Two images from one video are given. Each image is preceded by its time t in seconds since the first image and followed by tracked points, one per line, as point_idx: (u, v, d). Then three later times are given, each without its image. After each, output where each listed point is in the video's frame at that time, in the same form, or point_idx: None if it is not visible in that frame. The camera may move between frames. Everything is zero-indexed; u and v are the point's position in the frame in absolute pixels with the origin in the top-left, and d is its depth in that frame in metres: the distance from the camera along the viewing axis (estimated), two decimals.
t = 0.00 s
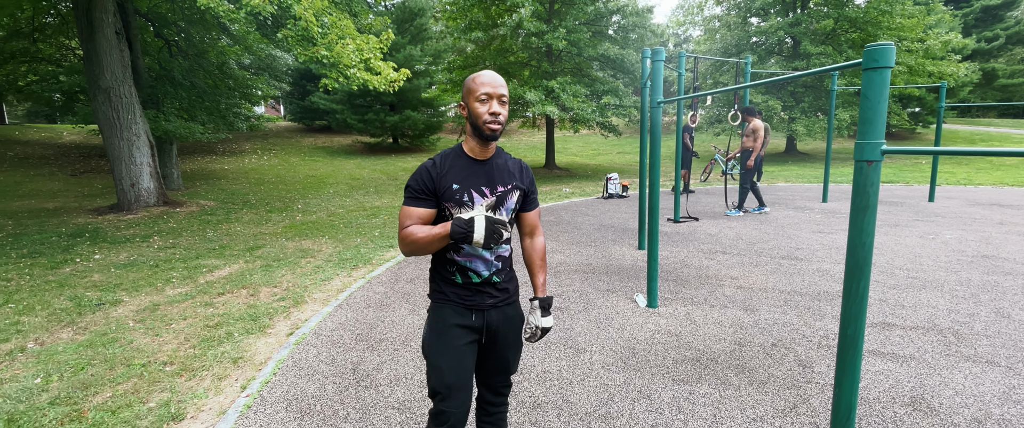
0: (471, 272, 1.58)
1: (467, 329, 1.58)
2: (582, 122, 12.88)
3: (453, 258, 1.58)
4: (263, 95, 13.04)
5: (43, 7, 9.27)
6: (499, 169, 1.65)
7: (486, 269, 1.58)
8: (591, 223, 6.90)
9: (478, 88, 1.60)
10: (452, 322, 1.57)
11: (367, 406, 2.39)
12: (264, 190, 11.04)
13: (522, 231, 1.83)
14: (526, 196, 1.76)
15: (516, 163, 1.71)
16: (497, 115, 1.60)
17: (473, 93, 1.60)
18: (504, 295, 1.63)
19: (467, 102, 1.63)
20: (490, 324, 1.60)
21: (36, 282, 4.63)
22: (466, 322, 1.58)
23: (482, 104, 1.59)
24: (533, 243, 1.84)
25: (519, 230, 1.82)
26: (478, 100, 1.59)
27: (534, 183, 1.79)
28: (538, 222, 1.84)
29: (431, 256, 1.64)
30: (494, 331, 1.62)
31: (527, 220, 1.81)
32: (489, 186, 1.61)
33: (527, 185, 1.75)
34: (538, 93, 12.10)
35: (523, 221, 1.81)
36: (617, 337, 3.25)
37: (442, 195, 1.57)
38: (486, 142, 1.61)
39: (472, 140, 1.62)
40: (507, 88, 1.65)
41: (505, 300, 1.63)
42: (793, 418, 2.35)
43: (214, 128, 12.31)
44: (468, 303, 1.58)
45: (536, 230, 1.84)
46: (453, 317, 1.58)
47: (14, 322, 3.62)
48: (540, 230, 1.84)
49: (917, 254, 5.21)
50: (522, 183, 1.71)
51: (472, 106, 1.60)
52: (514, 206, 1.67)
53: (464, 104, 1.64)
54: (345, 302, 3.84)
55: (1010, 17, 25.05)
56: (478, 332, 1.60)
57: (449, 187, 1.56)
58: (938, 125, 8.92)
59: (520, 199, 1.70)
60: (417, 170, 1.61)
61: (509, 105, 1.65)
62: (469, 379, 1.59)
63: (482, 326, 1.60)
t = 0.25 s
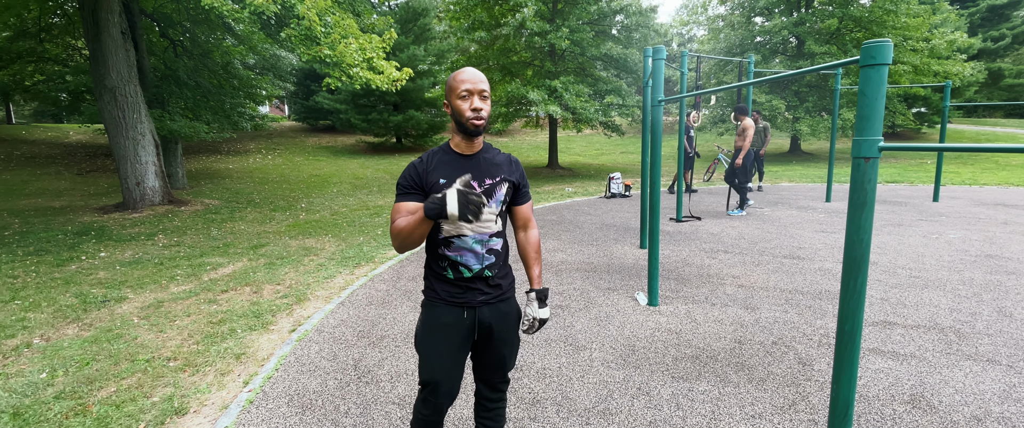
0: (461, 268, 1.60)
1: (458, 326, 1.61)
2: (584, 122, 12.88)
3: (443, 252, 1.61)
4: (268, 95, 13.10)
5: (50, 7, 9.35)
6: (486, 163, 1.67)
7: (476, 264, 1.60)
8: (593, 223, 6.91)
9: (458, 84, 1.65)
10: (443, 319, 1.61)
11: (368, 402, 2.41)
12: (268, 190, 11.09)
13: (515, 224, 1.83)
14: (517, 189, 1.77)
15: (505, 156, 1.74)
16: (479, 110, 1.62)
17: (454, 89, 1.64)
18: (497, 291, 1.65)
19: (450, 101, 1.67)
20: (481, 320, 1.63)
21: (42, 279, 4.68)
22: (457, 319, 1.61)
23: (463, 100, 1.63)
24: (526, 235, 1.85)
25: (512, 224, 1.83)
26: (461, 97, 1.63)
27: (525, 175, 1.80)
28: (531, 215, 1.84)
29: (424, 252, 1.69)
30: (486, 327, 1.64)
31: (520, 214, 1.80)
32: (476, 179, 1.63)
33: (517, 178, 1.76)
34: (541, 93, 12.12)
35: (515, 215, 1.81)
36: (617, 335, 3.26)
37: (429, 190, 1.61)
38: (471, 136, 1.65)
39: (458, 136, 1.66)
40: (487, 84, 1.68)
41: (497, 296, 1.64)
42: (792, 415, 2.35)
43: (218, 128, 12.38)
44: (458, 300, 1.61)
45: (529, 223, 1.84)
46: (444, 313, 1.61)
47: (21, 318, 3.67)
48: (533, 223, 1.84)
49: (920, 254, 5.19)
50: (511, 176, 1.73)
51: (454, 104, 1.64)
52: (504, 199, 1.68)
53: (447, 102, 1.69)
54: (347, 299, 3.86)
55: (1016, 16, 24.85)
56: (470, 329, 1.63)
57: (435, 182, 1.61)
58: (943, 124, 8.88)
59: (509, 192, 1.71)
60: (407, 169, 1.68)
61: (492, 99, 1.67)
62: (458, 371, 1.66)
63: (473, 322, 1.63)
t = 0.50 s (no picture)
0: (444, 262, 1.71)
1: (441, 318, 1.73)
2: (590, 121, 12.87)
3: (427, 247, 1.73)
4: (275, 95, 13.20)
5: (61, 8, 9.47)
6: (471, 159, 1.73)
7: (457, 259, 1.70)
8: (598, 222, 6.92)
9: (435, 80, 1.75)
10: (427, 311, 1.73)
11: (375, 397, 2.44)
12: (275, 189, 11.18)
13: (509, 219, 1.87)
14: (507, 184, 1.80)
15: (493, 152, 1.79)
16: (458, 106, 1.70)
17: (432, 85, 1.75)
18: (479, 287, 1.72)
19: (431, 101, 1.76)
20: (462, 314, 1.72)
21: (54, 276, 4.75)
22: (439, 311, 1.72)
23: (441, 96, 1.70)
24: (520, 231, 1.88)
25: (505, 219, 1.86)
26: (439, 97, 1.70)
27: (518, 170, 1.84)
28: (525, 211, 1.86)
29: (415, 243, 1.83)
30: (468, 320, 1.73)
31: (511, 210, 1.84)
32: (458, 175, 1.70)
33: (506, 174, 1.79)
34: (546, 92, 12.14)
35: (508, 209, 1.84)
36: (621, 333, 3.28)
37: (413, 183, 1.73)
38: (454, 132, 1.72)
39: (444, 135, 1.74)
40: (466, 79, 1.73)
41: (479, 291, 1.72)
42: (795, 413, 2.36)
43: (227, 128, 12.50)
44: (441, 293, 1.72)
45: (523, 218, 1.86)
46: (428, 306, 1.73)
47: (33, 314, 3.73)
48: (526, 218, 1.86)
49: (927, 254, 5.16)
50: (498, 172, 1.77)
51: (434, 103, 1.73)
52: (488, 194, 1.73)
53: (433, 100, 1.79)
54: (354, 297, 3.90)
55: None
56: (452, 321, 1.73)
57: (420, 177, 1.71)
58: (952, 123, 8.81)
59: (495, 188, 1.75)
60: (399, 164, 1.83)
61: (471, 96, 1.73)
62: (447, 359, 1.80)
63: (454, 315, 1.72)
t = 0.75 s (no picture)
0: (440, 261, 1.78)
1: (438, 312, 1.80)
2: (599, 122, 12.85)
3: (425, 246, 1.82)
4: (286, 95, 13.33)
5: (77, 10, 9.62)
6: (465, 163, 1.78)
7: (452, 258, 1.77)
8: (607, 223, 6.92)
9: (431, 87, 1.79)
10: (426, 306, 1.81)
11: (387, 395, 2.48)
12: (286, 189, 11.30)
13: (504, 218, 1.87)
14: (502, 186, 1.83)
15: (489, 155, 1.82)
16: (451, 115, 1.73)
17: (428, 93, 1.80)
18: (474, 284, 1.78)
19: (427, 108, 1.79)
20: (458, 310, 1.78)
21: (72, 274, 4.85)
22: (436, 306, 1.80)
23: (434, 104, 1.75)
24: (513, 230, 1.87)
25: (501, 218, 1.87)
26: (433, 105, 1.75)
27: (513, 172, 1.85)
28: (520, 210, 1.86)
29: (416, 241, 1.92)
30: (464, 316, 1.79)
31: (506, 210, 1.85)
32: (452, 180, 1.77)
33: (501, 176, 1.82)
34: (555, 93, 12.15)
35: (504, 209, 1.86)
36: (631, 333, 3.29)
37: (409, 186, 1.81)
38: (448, 140, 1.77)
39: (439, 140, 1.80)
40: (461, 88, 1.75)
41: (474, 288, 1.77)
42: (806, 415, 2.36)
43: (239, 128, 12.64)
44: (437, 290, 1.79)
45: (517, 218, 1.85)
46: (426, 301, 1.81)
47: (53, 311, 3.81)
48: (521, 218, 1.85)
49: (940, 256, 5.11)
50: (492, 175, 1.79)
51: (429, 110, 1.77)
52: (481, 197, 1.77)
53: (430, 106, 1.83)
54: (365, 296, 3.95)
55: None
56: (449, 316, 1.79)
57: (416, 180, 1.79)
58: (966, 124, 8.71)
59: (489, 191, 1.79)
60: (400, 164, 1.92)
61: (464, 103, 1.76)
62: (448, 352, 1.87)
63: (450, 311, 1.79)
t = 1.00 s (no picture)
0: (448, 259, 1.81)
1: (448, 308, 1.83)
2: (608, 121, 12.82)
3: (434, 244, 1.85)
4: (297, 95, 13.45)
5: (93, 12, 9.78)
6: (472, 166, 1.81)
7: (459, 256, 1.79)
8: (617, 223, 6.92)
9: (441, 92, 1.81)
10: (437, 302, 1.84)
11: (404, 392, 2.51)
12: (297, 188, 11.40)
13: (508, 219, 1.89)
14: (507, 187, 1.84)
15: (494, 157, 1.84)
16: (459, 121, 1.76)
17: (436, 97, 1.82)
18: (482, 280, 1.80)
19: (434, 113, 1.82)
20: (467, 305, 1.81)
21: (92, 271, 4.94)
22: (447, 302, 1.83)
23: (442, 110, 1.77)
24: (518, 229, 1.88)
25: (504, 219, 1.88)
26: (440, 112, 1.77)
27: (518, 173, 1.87)
28: (524, 211, 1.88)
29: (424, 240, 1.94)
30: (474, 311, 1.82)
31: (511, 210, 1.87)
32: (459, 182, 1.79)
33: (507, 177, 1.84)
34: (565, 92, 12.16)
35: (508, 210, 1.87)
36: (644, 333, 3.30)
37: (417, 186, 1.84)
38: (455, 143, 1.80)
39: (446, 144, 1.83)
40: (469, 96, 1.79)
41: (482, 285, 1.80)
42: (821, 416, 2.36)
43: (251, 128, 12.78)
44: (447, 286, 1.82)
45: (521, 218, 1.88)
46: (437, 298, 1.84)
47: (75, 308, 3.89)
48: (524, 218, 1.88)
49: (955, 258, 5.06)
50: (498, 177, 1.82)
51: (436, 115, 1.80)
52: (486, 198, 1.80)
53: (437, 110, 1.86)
54: (379, 294, 3.99)
55: None
56: (459, 312, 1.83)
57: (424, 182, 1.82)
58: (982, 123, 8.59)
59: (495, 192, 1.81)
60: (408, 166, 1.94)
61: (471, 109, 1.79)
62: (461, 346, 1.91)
63: (460, 306, 1.81)
